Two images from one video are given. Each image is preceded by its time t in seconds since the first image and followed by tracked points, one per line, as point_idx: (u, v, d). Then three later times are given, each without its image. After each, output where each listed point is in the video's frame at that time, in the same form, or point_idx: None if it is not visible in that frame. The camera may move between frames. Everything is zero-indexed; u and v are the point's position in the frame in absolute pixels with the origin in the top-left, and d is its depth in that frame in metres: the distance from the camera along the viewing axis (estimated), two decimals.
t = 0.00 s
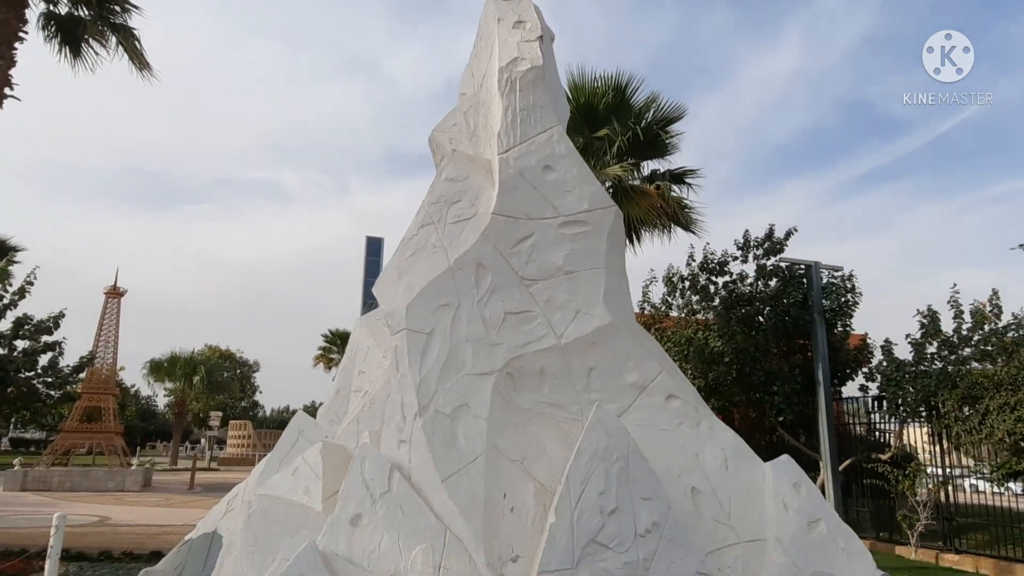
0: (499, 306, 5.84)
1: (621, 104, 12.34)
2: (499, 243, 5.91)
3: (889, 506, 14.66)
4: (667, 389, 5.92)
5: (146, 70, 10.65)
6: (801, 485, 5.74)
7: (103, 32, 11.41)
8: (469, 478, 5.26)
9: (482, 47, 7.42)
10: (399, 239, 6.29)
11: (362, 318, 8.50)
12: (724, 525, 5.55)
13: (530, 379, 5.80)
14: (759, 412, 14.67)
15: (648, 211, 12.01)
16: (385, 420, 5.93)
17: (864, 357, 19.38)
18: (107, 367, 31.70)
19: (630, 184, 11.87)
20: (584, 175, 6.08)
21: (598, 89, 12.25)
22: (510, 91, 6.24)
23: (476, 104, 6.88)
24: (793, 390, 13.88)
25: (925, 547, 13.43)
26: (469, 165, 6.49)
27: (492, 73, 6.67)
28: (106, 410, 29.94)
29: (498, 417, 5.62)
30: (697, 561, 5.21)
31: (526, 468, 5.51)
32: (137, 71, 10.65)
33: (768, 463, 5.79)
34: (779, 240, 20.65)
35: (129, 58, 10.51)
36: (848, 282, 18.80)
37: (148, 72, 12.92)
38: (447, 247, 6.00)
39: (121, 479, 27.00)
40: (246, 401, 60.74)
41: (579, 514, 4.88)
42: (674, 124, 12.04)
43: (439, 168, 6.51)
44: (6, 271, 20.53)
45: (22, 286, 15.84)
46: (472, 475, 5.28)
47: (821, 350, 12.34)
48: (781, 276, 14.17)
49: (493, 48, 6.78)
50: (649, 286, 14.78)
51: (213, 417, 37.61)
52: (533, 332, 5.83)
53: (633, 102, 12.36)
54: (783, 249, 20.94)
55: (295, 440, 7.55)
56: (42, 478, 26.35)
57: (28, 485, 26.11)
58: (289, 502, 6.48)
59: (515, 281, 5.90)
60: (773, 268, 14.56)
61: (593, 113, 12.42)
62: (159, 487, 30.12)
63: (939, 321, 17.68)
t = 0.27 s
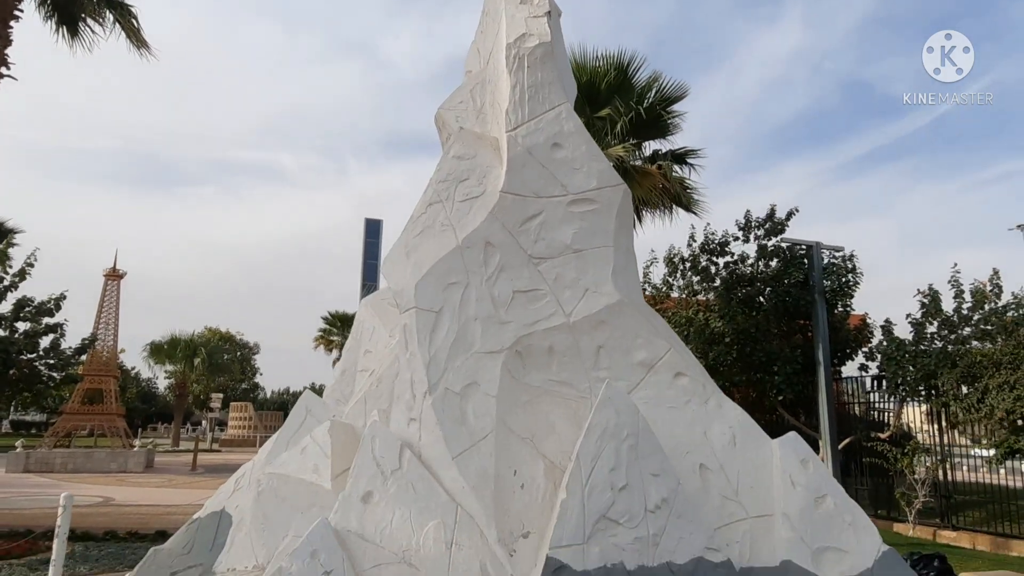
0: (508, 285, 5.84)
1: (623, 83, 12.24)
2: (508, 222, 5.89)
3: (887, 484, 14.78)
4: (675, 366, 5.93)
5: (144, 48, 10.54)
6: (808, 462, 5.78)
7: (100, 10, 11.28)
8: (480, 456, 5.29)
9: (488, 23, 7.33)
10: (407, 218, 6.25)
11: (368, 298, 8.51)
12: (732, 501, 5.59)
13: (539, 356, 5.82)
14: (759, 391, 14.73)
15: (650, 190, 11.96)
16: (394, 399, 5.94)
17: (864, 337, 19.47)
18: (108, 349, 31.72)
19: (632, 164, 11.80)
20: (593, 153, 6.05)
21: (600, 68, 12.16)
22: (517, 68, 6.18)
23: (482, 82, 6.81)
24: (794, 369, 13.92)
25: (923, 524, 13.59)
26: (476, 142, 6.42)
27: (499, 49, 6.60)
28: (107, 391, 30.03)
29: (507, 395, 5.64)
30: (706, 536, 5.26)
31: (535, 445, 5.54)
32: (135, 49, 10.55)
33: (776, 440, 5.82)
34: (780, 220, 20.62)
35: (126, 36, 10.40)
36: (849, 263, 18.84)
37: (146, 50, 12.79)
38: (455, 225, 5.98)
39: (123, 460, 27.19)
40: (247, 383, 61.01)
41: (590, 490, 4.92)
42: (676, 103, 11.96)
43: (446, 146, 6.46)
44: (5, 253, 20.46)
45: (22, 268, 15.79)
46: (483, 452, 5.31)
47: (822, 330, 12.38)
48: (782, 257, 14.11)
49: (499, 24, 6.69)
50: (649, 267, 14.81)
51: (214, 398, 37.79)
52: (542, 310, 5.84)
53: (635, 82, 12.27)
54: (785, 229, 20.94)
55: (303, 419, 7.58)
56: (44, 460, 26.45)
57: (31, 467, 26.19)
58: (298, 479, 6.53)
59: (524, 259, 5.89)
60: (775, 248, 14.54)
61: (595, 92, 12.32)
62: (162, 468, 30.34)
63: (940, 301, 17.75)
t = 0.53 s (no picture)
0: (518, 265, 5.82)
1: (626, 65, 12.15)
2: (517, 202, 5.85)
3: (888, 465, 14.87)
4: (685, 346, 5.93)
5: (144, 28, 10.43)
6: (817, 441, 5.78)
7: None
8: (491, 436, 5.29)
9: (495, 2, 7.24)
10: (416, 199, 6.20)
11: (373, 281, 8.50)
12: (741, 480, 5.60)
13: (549, 337, 5.81)
14: (761, 374, 14.75)
15: (653, 172, 11.88)
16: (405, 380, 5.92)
17: (866, 320, 19.52)
18: (109, 334, 31.75)
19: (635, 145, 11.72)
20: (603, 133, 6.00)
21: (604, 49, 12.06)
22: (527, 46, 6.11)
23: (490, 61, 6.74)
24: (795, 352, 13.93)
25: (924, 504, 13.68)
26: (485, 122, 6.35)
27: (508, 28, 6.52)
28: (110, 376, 30.11)
29: (518, 376, 5.63)
30: (717, 516, 5.28)
31: (546, 426, 5.54)
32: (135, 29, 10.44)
33: (786, 420, 5.83)
34: (783, 203, 20.54)
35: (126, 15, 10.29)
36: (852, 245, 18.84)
37: (145, 31, 12.65)
38: (464, 205, 5.93)
39: (127, 443, 27.35)
40: (248, 367, 61.23)
41: (602, 470, 4.93)
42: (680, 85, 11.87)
43: (454, 125, 6.40)
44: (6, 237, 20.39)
45: (24, 252, 15.72)
46: (494, 432, 5.31)
47: (825, 312, 12.40)
48: (785, 239, 14.13)
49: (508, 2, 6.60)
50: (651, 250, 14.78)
51: (216, 382, 37.94)
52: (552, 290, 5.82)
53: (638, 63, 12.18)
54: (787, 212, 20.91)
55: (311, 401, 7.58)
56: (48, 444, 26.54)
57: (35, 451, 26.26)
58: (308, 461, 6.54)
59: (534, 239, 5.85)
60: (777, 230, 14.52)
61: (599, 74, 12.22)
62: (166, 452, 30.51)
63: (943, 283, 17.78)
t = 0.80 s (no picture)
0: (531, 246, 5.77)
1: (630, 46, 12.00)
2: (531, 182, 5.78)
3: (889, 447, 14.93)
4: (699, 327, 5.89)
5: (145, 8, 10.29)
6: (833, 421, 5.77)
7: None
8: (507, 417, 5.27)
9: None
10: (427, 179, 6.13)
11: (381, 264, 8.45)
12: (757, 460, 5.58)
13: (562, 318, 5.78)
14: (764, 357, 14.73)
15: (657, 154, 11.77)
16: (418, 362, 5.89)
17: (870, 303, 19.52)
18: (111, 320, 31.73)
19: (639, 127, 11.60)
20: (616, 111, 5.93)
21: (607, 30, 11.91)
22: (539, 23, 6.02)
23: (501, 38, 6.64)
24: (798, 335, 13.89)
25: (925, 485, 13.75)
26: (497, 101, 6.27)
27: (519, 5, 6.42)
28: (113, 362, 30.13)
29: (532, 357, 5.60)
30: (733, 496, 5.27)
31: (560, 407, 5.51)
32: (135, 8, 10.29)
33: (801, 400, 5.81)
34: (787, 186, 20.43)
35: None
36: (856, 228, 18.80)
37: (145, 12, 12.48)
38: (476, 185, 5.86)
39: (131, 429, 27.42)
40: (249, 353, 61.34)
41: (619, 450, 4.92)
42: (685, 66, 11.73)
43: (465, 105, 6.32)
44: (7, 222, 20.30)
45: (25, 237, 15.61)
46: (510, 413, 5.29)
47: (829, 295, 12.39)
48: (788, 222, 14.09)
49: None
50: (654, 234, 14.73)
51: (218, 368, 38.01)
52: (566, 271, 5.78)
53: (642, 44, 12.03)
54: (791, 194, 20.83)
55: (321, 384, 7.55)
56: (52, 429, 26.58)
57: (39, 437, 26.32)
58: (320, 443, 6.52)
59: (547, 219, 5.80)
60: (781, 213, 14.47)
61: (602, 55, 12.08)
62: (169, 437, 30.61)
63: (947, 266, 17.77)
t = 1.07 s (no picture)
0: (548, 228, 5.67)
1: (632, 27, 11.82)
2: (547, 162, 5.67)
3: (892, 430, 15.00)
4: (718, 309, 5.82)
5: None
6: (853, 404, 5.73)
7: None
8: (526, 401, 5.20)
9: None
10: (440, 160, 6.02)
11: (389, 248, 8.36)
12: (777, 443, 5.53)
13: (579, 301, 5.70)
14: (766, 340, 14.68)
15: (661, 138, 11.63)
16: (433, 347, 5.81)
17: (872, 285, 19.49)
18: (109, 307, 31.59)
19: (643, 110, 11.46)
20: (633, 90, 5.81)
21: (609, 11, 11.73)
22: None
23: (513, 15, 6.50)
24: (801, 318, 13.81)
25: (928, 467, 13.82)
26: (511, 80, 6.13)
27: None
28: (112, 349, 30.03)
29: (550, 340, 5.53)
30: (754, 479, 5.22)
31: (579, 390, 5.45)
32: None
33: (821, 382, 5.75)
34: (789, 169, 20.33)
35: None
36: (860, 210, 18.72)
37: None
38: (492, 166, 5.74)
39: (131, 416, 27.38)
40: (247, 340, 61.28)
41: (641, 434, 4.86)
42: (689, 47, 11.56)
43: (478, 84, 6.19)
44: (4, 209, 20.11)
45: (23, 224, 15.44)
46: (528, 397, 5.22)
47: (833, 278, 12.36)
48: (791, 205, 14.03)
49: None
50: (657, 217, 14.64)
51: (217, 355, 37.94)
52: (583, 254, 5.69)
53: (645, 26, 11.85)
54: (793, 177, 20.72)
55: (332, 369, 7.48)
56: (52, 417, 26.52)
57: (40, 424, 26.27)
58: (333, 429, 6.46)
59: (563, 201, 5.69)
60: (784, 196, 14.39)
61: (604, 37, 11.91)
62: (170, 424, 30.60)
63: (951, 248, 17.71)
